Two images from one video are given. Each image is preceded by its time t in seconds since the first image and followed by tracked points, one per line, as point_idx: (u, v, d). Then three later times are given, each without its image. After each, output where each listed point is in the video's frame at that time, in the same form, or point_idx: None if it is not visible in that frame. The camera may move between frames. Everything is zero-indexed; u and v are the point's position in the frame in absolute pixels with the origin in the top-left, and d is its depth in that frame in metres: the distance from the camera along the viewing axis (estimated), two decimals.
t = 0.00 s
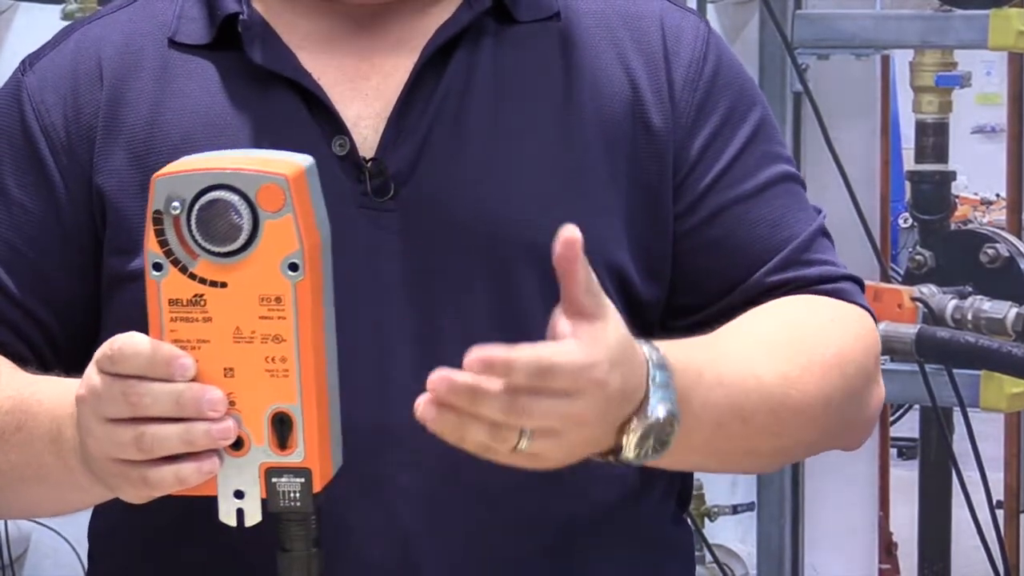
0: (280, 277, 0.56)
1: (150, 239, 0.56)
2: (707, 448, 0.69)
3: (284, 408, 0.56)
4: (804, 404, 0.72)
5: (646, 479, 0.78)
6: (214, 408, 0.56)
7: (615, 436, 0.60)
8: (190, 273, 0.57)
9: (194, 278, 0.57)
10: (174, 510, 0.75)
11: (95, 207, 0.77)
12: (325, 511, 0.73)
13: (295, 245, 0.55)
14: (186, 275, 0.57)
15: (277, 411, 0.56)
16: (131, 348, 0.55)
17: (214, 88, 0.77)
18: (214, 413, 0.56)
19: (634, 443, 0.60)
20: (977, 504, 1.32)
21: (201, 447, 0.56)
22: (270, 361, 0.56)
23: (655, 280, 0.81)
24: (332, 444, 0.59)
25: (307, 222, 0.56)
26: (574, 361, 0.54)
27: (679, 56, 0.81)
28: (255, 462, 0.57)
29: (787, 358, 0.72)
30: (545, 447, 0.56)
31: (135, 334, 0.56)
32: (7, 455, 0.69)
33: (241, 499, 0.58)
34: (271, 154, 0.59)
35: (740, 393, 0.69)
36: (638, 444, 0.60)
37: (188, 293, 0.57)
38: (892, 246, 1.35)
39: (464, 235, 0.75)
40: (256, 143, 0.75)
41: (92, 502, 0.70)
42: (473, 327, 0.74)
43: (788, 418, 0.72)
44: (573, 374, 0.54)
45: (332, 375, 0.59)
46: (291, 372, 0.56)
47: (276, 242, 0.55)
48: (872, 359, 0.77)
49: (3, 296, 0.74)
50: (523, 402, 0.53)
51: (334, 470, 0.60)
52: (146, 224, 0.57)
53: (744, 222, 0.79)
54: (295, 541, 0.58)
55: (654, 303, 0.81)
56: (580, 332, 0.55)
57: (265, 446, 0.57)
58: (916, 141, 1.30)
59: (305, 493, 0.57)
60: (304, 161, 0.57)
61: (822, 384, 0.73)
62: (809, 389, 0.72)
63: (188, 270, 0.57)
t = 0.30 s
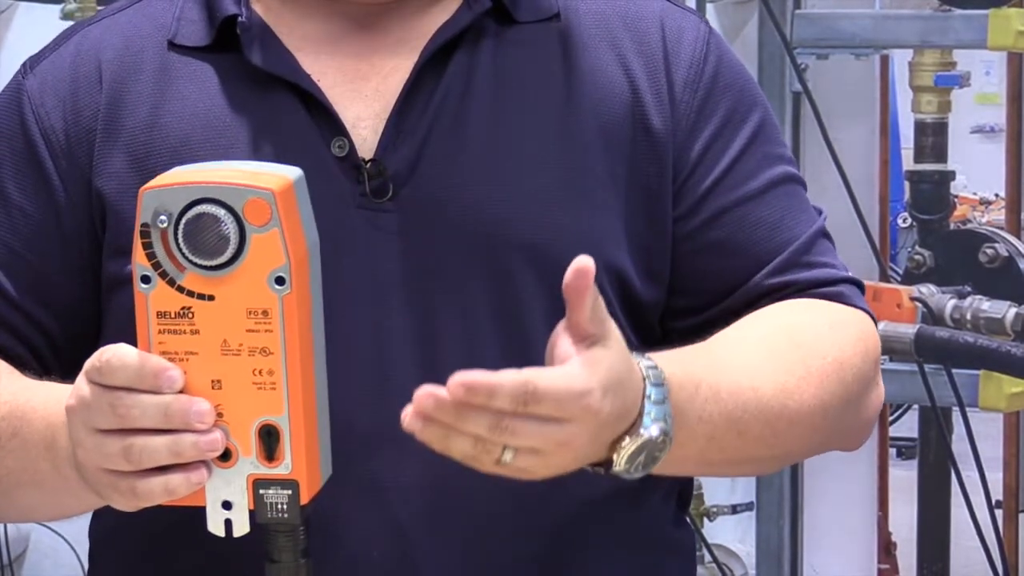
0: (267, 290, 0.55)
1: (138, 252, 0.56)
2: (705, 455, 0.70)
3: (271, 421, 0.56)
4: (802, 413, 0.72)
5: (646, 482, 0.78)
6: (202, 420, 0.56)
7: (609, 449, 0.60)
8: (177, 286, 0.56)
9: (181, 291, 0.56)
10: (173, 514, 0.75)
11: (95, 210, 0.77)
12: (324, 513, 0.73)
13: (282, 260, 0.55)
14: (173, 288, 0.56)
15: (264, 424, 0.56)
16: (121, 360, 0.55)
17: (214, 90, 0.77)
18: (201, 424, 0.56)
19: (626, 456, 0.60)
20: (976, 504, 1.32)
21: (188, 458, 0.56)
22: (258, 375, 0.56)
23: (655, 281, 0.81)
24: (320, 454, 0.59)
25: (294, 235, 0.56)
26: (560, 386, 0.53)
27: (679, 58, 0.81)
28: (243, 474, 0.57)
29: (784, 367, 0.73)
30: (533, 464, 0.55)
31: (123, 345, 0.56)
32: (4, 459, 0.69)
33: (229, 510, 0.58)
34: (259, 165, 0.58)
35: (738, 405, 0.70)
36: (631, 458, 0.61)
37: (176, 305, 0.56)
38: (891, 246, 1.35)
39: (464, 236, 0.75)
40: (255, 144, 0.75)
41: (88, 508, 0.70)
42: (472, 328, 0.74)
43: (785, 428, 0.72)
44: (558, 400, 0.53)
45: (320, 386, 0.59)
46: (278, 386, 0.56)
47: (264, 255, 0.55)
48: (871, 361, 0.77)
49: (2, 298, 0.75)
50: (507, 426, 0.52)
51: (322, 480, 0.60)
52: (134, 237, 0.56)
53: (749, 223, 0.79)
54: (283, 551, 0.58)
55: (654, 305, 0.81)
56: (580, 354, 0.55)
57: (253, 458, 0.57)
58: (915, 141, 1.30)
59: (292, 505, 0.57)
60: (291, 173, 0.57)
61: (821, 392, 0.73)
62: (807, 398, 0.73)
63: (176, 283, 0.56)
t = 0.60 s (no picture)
0: (266, 286, 0.55)
1: (137, 249, 0.56)
2: (693, 417, 0.70)
3: (270, 417, 0.56)
4: (788, 378, 0.72)
5: (649, 478, 0.80)
6: (201, 416, 0.56)
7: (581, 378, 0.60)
8: (176, 282, 0.56)
9: (180, 288, 0.56)
10: (172, 514, 0.75)
11: (95, 209, 0.77)
12: (324, 513, 0.73)
13: (280, 256, 0.55)
14: (172, 284, 0.56)
15: (264, 420, 0.56)
16: (118, 357, 0.56)
17: (215, 90, 0.77)
18: (201, 421, 0.56)
19: (600, 386, 0.61)
20: (976, 504, 1.32)
21: (188, 454, 0.56)
22: (257, 370, 0.56)
23: (656, 280, 0.81)
24: (319, 449, 0.59)
25: (292, 232, 0.55)
26: (513, 277, 0.54)
27: (680, 58, 0.81)
28: (242, 470, 0.57)
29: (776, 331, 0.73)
30: (489, 364, 0.56)
31: (122, 342, 0.57)
32: (3, 458, 0.69)
33: (228, 506, 0.58)
34: (257, 162, 0.58)
35: (722, 357, 0.69)
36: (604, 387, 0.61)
37: (176, 302, 0.56)
38: (891, 245, 1.35)
39: (464, 236, 0.75)
40: (256, 144, 0.75)
41: (87, 507, 0.70)
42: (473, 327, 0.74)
43: (773, 392, 0.72)
44: (508, 291, 0.54)
45: (320, 382, 0.59)
46: (277, 382, 0.56)
47: (263, 252, 0.55)
48: (868, 351, 0.78)
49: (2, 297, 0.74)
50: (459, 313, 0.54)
51: (320, 477, 0.60)
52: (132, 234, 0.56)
53: (753, 220, 0.79)
54: (284, 546, 0.58)
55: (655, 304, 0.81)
56: (549, 261, 0.56)
57: (252, 455, 0.57)
58: (915, 141, 1.30)
59: (292, 501, 0.57)
60: (290, 170, 0.57)
61: (809, 362, 0.73)
62: (794, 365, 0.72)
63: (175, 279, 0.56)
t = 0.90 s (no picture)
0: (273, 287, 0.55)
1: (144, 250, 0.56)
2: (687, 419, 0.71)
3: (277, 418, 0.56)
4: (790, 386, 0.73)
5: (649, 479, 0.80)
6: (207, 417, 0.56)
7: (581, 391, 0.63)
8: (183, 283, 0.56)
9: (187, 288, 0.56)
10: (174, 514, 0.75)
11: (97, 210, 0.77)
12: (325, 513, 0.73)
13: (288, 257, 0.55)
14: (179, 285, 0.56)
15: (270, 421, 0.56)
16: (125, 357, 0.56)
17: (216, 90, 0.77)
18: (207, 421, 0.56)
19: (600, 400, 0.63)
20: (977, 505, 1.32)
21: (195, 454, 0.56)
22: (264, 371, 0.56)
23: (658, 282, 0.81)
24: (324, 450, 0.59)
25: (300, 233, 0.56)
26: (515, 300, 0.56)
27: (683, 61, 0.81)
28: (247, 471, 0.57)
29: (778, 339, 0.74)
30: (491, 384, 0.59)
31: (129, 343, 0.57)
32: (5, 458, 0.69)
33: (233, 506, 0.58)
34: (263, 162, 0.58)
35: (723, 367, 0.71)
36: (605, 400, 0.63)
37: (183, 303, 0.56)
38: (892, 248, 1.35)
39: (466, 237, 0.75)
40: (258, 145, 0.75)
41: (89, 508, 0.70)
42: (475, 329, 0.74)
43: (774, 401, 0.73)
44: (510, 314, 0.56)
45: (325, 382, 0.59)
46: (284, 382, 0.56)
47: (271, 253, 0.55)
48: (870, 355, 0.78)
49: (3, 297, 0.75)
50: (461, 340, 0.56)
51: (325, 478, 0.60)
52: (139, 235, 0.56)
53: (757, 221, 0.79)
54: (288, 548, 0.58)
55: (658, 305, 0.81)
56: (551, 284, 0.59)
57: (257, 455, 0.57)
58: (916, 143, 1.30)
59: (298, 501, 0.57)
60: (296, 171, 0.57)
61: (811, 369, 0.74)
62: (795, 373, 0.74)
63: (182, 280, 0.56)
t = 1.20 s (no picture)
0: (270, 287, 0.55)
1: (141, 250, 0.56)
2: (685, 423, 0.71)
3: (273, 418, 0.56)
4: (788, 390, 0.74)
5: (649, 479, 0.80)
6: (204, 416, 0.56)
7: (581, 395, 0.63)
8: (180, 283, 0.56)
9: (184, 288, 0.56)
10: (173, 516, 0.75)
11: (95, 214, 0.77)
12: (323, 515, 0.73)
13: (284, 257, 0.55)
14: (175, 285, 0.56)
15: (267, 420, 0.56)
16: (122, 357, 0.56)
17: (213, 93, 0.77)
18: (204, 421, 0.56)
19: (599, 405, 0.64)
20: (976, 506, 1.32)
21: (192, 454, 0.56)
22: (260, 370, 0.56)
23: (656, 285, 0.81)
24: (321, 450, 0.59)
25: (296, 232, 0.55)
26: (513, 308, 0.56)
27: (681, 62, 0.81)
28: (245, 470, 0.57)
29: (775, 343, 0.74)
30: (490, 389, 0.59)
31: (126, 343, 0.57)
32: (4, 460, 0.69)
33: (231, 506, 0.58)
34: (259, 162, 0.58)
35: (721, 371, 0.71)
36: (604, 405, 0.64)
37: (179, 302, 0.56)
38: (891, 248, 1.35)
39: (464, 239, 0.75)
40: (255, 147, 0.75)
41: (87, 509, 0.70)
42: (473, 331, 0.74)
43: (772, 404, 0.73)
44: (509, 321, 0.56)
45: (322, 382, 0.59)
46: (281, 382, 0.56)
47: (267, 253, 0.55)
48: (868, 359, 0.78)
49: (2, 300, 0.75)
50: (459, 346, 0.56)
51: (323, 478, 0.60)
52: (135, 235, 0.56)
53: (755, 224, 0.79)
54: (285, 547, 0.58)
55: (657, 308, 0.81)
56: (547, 289, 0.59)
57: (255, 455, 0.57)
58: (915, 144, 1.30)
59: (295, 501, 0.57)
60: (291, 171, 0.57)
61: (808, 373, 0.74)
62: (793, 376, 0.74)
63: (179, 280, 0.56)
